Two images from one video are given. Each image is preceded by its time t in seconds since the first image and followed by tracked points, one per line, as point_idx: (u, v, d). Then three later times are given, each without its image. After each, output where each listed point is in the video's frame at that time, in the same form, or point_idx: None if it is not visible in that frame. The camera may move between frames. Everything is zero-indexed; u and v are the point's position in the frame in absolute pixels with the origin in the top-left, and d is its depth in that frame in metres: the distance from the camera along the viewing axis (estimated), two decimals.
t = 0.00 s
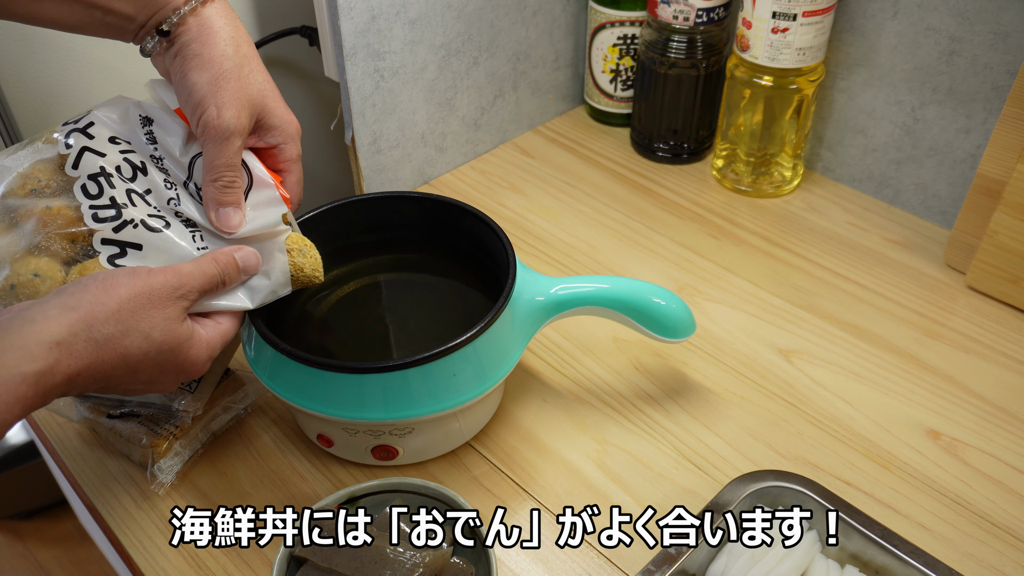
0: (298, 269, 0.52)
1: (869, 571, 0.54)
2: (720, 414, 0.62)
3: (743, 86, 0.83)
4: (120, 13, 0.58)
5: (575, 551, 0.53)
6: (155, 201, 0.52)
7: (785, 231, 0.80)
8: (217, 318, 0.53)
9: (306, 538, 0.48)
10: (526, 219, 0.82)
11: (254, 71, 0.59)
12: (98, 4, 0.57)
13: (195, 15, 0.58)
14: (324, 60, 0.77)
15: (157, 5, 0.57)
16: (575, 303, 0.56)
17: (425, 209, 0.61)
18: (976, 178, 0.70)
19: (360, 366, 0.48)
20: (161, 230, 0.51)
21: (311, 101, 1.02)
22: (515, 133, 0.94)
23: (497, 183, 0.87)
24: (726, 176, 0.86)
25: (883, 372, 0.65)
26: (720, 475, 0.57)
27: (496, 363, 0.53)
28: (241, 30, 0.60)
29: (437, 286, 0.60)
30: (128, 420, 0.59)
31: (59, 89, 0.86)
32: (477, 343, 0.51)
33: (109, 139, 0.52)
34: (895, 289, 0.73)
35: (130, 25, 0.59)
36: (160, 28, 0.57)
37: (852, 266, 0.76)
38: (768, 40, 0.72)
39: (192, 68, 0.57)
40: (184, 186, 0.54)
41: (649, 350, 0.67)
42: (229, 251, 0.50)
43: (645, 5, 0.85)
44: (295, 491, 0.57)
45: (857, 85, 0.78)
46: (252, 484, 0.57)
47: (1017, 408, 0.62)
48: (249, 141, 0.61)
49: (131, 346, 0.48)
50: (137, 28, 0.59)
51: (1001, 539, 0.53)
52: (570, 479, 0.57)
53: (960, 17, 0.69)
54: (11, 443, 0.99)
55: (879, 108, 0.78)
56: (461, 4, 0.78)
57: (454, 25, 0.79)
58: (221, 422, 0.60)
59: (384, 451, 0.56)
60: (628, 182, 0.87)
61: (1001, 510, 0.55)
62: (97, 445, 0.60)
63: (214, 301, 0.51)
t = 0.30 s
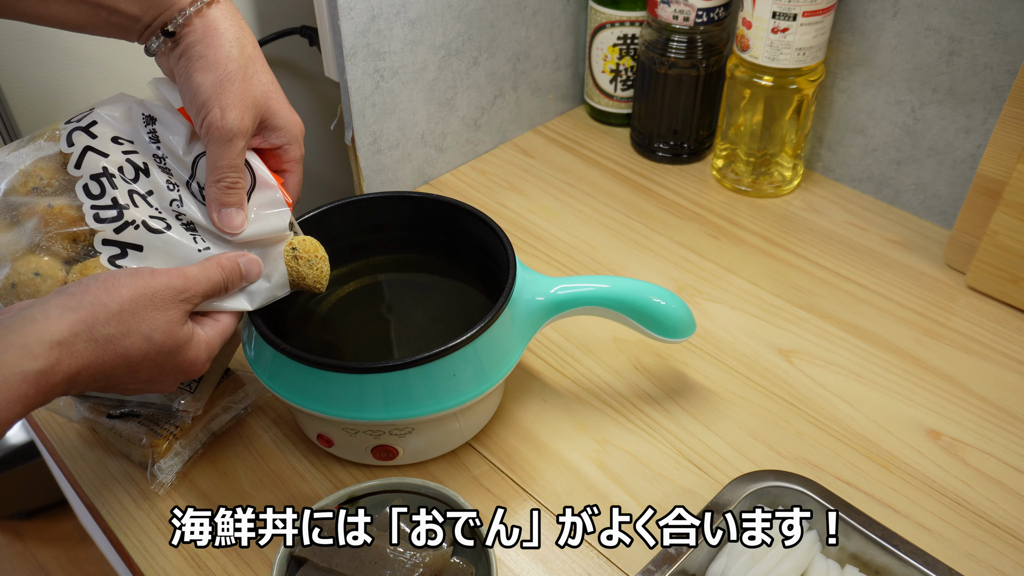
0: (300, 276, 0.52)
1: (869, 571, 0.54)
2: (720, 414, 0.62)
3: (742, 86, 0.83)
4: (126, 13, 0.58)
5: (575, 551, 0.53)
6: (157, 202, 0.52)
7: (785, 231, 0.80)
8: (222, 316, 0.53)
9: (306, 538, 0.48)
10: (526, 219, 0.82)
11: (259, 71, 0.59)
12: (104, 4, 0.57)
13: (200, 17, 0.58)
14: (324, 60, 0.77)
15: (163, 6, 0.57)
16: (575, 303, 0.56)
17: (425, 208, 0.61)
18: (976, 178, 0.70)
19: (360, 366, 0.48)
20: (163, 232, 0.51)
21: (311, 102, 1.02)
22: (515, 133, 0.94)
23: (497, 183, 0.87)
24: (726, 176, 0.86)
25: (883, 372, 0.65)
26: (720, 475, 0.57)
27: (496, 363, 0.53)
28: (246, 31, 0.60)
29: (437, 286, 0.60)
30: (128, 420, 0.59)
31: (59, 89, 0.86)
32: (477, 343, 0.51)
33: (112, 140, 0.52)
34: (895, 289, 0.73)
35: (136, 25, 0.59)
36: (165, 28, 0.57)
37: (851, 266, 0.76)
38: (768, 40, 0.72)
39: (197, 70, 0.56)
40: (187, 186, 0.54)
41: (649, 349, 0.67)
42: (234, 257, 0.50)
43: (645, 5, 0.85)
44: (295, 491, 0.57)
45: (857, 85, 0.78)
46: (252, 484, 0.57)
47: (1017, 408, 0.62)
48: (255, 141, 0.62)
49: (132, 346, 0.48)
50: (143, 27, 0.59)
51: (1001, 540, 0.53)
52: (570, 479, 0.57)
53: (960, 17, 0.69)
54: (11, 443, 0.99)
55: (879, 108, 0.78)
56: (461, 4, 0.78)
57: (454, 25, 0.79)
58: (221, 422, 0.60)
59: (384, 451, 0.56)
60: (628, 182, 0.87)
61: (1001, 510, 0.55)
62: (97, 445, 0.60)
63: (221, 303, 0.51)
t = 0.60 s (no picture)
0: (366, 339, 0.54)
1: (869, 571, 0.54)
2: (720, 414, 0.62)
3: (743, 86, 0.83)
4: (129, 13, 0.57)
5: (575, 551, 0.53)
6: (158, 203, 0.52)
7: (785, 231, 0.80)
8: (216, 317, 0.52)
9: (306, 538, 0.48)
10: (526, 219, 0.82)
11: (261, 71, 0.59)
12: (106, 4, 0.57)
13: (203, 16, 0.57)
14: (324, 60, 0.77)
15: (165, 5, 0.57)
16: (575, 303, 0.56)
17: (426, 209, 0.61)
18: (976, 178, 0.70)
19: (360, 366, 0.48)
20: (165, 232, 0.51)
21: (311, 102, 1.02)
22: (515, 133, 0.94)
23: (497, 183, 0.87)
24: (726, 176, 0.86)
25: (883, 372, 0.65)
26: (719, 475, 0.57)
27: (496, 363, 0.53)
28: (249, 30, 0.59)
29: (437, 287, 0.60)
30: (128, 420, 0.59)
31: (60, 89, 0.86)
32: (477, 343, 0.51)
33: (113, 140, 0.52)
34: (894, 289, 0.73)
35: (138, 24, 0.58)
36: (167, 27, 0.57)
37: (851, 266, 0.76)
38: (768, 40, 0.72)
39: (199, 70, 0.56)
40: (188, 185, 0.54)
41: (649, 349, 0.67)
42: (237, 262, 0.51)
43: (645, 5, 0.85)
44: (295, 491, 0.57)
45: (857, 85, 0.78)
46: (252, 484, 0.57)
47: (1017, 408, 0.62)
48: (255, 140, 0.61)
49: (134, 344, 0.48)
50: (145, 27, 0.58)
51: (1001, 540, 0.53)
52: (570, 479, 0.57)
53: (960, 17, 0.69)
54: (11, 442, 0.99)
55: (879, 108, 0.78)
56: (461, 4, 0.78)
57: (454, 25, 0.79)
58: (221, 422, 0.60)
59: (384, 451, 0.56)
60: (628, 182, 0.87)
61: (1001, 510, 0.55)
62: (97, 445, 0.60)
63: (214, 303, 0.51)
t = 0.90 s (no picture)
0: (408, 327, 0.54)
1: (869, 571, 0.54)
2: (720, 414, 0.62)
3: (743, 86, 0.83)
4: (130, 9, 0.57)
5: (575, 551, 0.53)
6: (152, 199, 0.52)
7: (785, 231, 0.80)
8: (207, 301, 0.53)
9: (306, 538, 0.48)
10: (526, 219, 0.82)
11: (260, 67, 0.58)
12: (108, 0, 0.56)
13: (203, 12, 0.57)
14: (324, 60, 0.77)
15: (165, 2, 0.57)
16: (575, 303, 0.56)
17: (427, 210, 0.61)
18: (976, 178, 0.70)
19: (361, 366, 0.48)
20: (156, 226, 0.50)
21: (311, 102, 1.02)
22: (515, 133, 0.94)
23: (497, 183, 0.87)
24: (726, 176, 0.86)
25: (883, 372, 0.65)
26: (720, 475, 0.57)
27: (496, 363, 0.53)
28: (249, 27, 0.59)
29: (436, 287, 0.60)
30: (128, 420, 0.59)
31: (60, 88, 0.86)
32: (477, 343, 0.51)
33: (108, 138, 0.52)
34: (894, 289, 0.73)
35: (139, 22, 0.58)
36: (168, 24, 0.57)
37: (852, 266, 0.76)
38: (768, 40, 0.72)
39: (198, 68, 0.56)
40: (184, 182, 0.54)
41: (649, 349, 0.67)
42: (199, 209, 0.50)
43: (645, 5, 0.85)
44: (295, 491, 0.57)
45: (857, 85, 0.78)
46: (252, 484, 0.57)
47: (1017, 408, 0.62)
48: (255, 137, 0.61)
49: (119, 337, 0.48)
50: (146, 24, 0.58)
51: (1001, 540, 0.53)
52: (570, 478, 0.57)
53: (960, 17, 0.69)
54: (11, 443, 0.99)
55: (879, 108, 0.78)
56: (461, 4, 0.78)
57: (454, 25, 0.79)
58: (221, 422, 0.60)
59: (384, 451, 0.56)
60: (629, 182, 0.87)
61: (1001, 510, 0.55)
62: (97, 445, 0.60)
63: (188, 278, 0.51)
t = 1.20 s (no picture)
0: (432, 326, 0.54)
1: (869, 571, 0.54)
2: (720, 414, 0.62)
3: (743, 86, 0.83)
4: (144, 11, 0.57)
5: (575, 551, 0.53)
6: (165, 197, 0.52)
7: (785, 230, 0.80)
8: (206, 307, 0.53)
9: (306, 538, 0.48)
10: (526, 219, 0.82)
11: (276, 71, 0.58)
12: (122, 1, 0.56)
13: (219, 17, 0.57)
14: (324, 60, 0.77)
15: (182, 5, 0.56)
16: (575, 303, 0.56)
17: (426, 209, 0.61)
18: (976, 178, 0.70)
19: (361, 366, 0.48)
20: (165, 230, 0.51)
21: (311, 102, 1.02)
22: (515, 133, 0.94)
23: (497, 183, 0.87)
24: (726, 176, 0.86)
25: (883, 372, 0.65)
26: (720, 475, 0.57)
27: (496, 363, 0.53)
28: (265, 31, 0.59)
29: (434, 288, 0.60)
30: (128, 420, 0.59)
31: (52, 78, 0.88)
32: (477, 343, 0.51)
33: (122, 134, 0.52)
34: (895, 289, 0.73)
35: (153, 23, 0.58)
36: (184, 28, 0.56)
37: (852, 266, 0.76)
38: (768, 40, 0.72)
39: (214, 71, 0.56)
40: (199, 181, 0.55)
41: (649, 349, 0.67)
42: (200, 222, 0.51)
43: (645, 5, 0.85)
44: (295, 491, 0.57)
45: (857, 85, 0.78)
46: (252, 485, 0.57)
47: (1017, 408, 0.62)
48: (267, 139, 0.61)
49: (121, 341, 0.48)
50: (161, 25, 0.58)
51: (1001, 540, 0.53)
52: (570, 478, 0.57)
53: (960, 17, 0.69)
54: (11, 442, 0.99)
55: (879, 108, 0.78)
56: (461, 4, 0.78)
57: (454, 25, 0.79)
58: (221, 422, 0.60)
59: (384, 451, 0.56)
60: (629, 182, 0.87)
61: (1001, 510, 0.55)
62: (97, 445, 0.60)
63: (190, 285, 0.51)
